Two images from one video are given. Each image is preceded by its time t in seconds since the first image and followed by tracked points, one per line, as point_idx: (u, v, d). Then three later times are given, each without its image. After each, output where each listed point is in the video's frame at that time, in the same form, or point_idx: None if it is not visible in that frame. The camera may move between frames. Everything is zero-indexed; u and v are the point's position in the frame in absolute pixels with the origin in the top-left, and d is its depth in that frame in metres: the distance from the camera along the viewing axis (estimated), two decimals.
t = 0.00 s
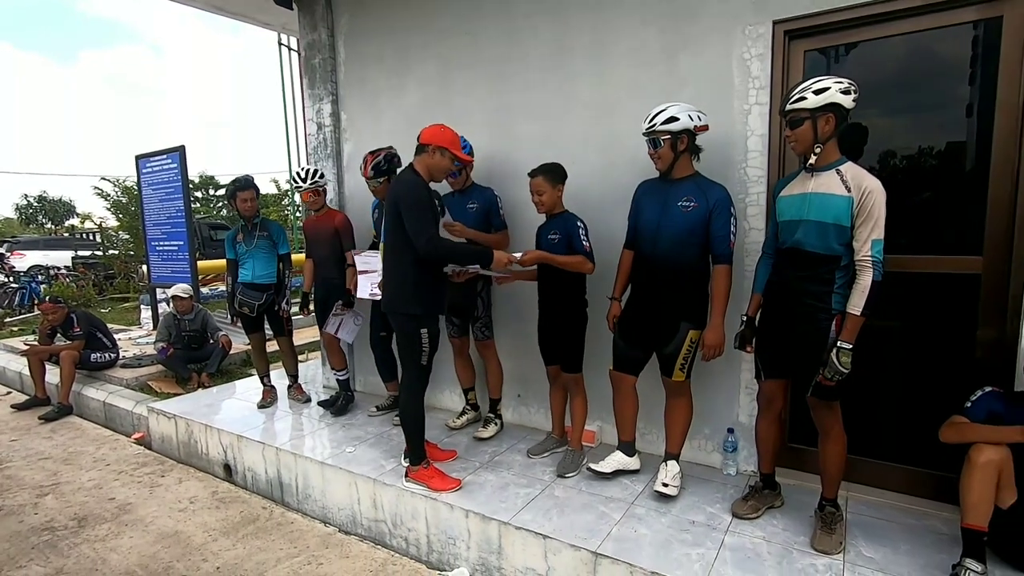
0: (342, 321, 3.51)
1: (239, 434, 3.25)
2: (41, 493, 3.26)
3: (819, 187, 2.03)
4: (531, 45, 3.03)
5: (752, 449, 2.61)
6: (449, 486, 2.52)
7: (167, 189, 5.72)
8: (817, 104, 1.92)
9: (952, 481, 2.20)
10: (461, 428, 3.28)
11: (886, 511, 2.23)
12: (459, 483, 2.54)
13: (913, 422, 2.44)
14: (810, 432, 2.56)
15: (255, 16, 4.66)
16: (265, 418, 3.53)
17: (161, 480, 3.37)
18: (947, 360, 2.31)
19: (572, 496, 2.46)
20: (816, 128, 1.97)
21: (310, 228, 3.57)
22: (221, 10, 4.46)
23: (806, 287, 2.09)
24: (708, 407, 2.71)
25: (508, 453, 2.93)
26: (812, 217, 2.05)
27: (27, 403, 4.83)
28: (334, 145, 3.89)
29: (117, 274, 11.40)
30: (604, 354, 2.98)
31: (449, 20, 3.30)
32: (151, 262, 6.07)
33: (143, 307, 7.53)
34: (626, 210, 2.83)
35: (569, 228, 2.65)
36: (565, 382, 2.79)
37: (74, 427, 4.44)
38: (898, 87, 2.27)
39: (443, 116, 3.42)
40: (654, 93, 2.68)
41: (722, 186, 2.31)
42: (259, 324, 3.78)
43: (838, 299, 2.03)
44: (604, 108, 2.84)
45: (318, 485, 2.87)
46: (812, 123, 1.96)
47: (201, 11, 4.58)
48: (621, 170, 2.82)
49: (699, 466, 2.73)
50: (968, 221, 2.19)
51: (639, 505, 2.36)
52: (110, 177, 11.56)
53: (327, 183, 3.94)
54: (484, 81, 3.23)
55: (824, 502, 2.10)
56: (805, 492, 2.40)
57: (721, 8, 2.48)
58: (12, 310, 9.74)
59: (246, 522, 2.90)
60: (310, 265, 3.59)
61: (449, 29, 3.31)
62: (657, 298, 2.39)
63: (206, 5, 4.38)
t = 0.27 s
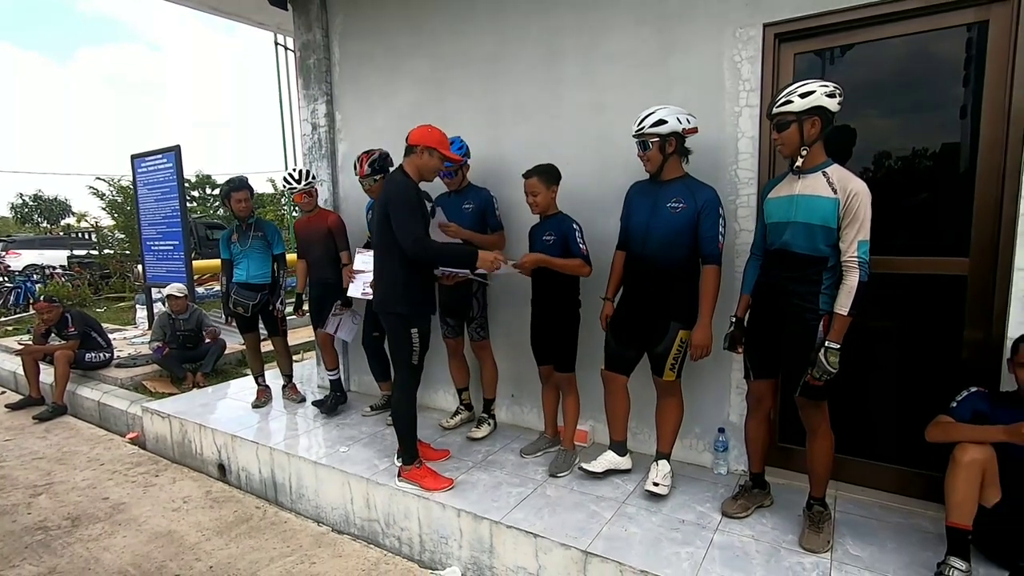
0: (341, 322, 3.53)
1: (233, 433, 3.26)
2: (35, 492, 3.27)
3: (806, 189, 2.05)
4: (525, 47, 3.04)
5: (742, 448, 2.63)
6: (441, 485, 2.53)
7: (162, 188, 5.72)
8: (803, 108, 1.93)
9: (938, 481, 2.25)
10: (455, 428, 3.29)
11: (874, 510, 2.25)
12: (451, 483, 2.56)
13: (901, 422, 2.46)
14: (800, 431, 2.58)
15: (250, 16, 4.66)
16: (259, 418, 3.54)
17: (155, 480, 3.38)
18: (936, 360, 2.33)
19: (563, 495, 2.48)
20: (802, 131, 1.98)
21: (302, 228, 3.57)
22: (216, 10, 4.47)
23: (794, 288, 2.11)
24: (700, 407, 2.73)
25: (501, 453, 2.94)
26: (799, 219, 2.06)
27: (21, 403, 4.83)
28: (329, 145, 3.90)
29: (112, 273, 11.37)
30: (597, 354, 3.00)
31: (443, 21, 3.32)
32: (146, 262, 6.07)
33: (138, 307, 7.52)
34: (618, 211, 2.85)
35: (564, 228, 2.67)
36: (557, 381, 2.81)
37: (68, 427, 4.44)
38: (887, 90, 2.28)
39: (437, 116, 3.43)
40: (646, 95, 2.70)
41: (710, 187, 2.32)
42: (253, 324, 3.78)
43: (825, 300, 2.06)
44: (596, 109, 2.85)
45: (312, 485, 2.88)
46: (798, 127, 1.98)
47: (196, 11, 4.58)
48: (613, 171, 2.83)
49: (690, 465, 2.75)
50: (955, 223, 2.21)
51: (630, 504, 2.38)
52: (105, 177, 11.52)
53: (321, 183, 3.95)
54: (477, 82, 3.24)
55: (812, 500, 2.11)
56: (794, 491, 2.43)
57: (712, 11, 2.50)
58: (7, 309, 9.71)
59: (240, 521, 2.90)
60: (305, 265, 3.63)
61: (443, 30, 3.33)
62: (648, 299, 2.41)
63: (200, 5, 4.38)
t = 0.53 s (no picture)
0: (337, 326, 3.57)
1: (228, 436, 3.26)
2: (30, 495, 3.27)
3: (796, 195, 2.06)
4: (521, 53, 3.06)
5: (736, 453, 2.63)
6: (434, 489, 2.53)
7: (161, 191, 5.73)
8: (792, 114, 1.95)
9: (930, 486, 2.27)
10: (450, 431, 3.29)
11: (866, 515, 2.25)
12: (444, 487, 2.56)
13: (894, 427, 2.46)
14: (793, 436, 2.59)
15: (250, 20, 4.69)
16: (255, 420, 3.54)
17: (151, 482, 3.38)
18: (929, 366, 2.33)
19: (557, 499, 2.48)
20: (792, 138, 2.00)
21: (297, 232, 3.58)
22: (215, 14, 4.49)
23: (785, 293, 2.11)
24: (693, 411, 2.73)
25: (496, 457, 2.95)
26: (791, 224, 2.07)
27: (19, 405, 4.83)
28: (326, 149, 3.91)
29: (112, 276, 11.37)
30: (592, 358, 3.00)
31: (439, 26, 3.34)
32: (145, 265, 6.08)
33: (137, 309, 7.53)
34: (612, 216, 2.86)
35: (563, 235, 2.68)
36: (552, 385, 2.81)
37: (65, 429, 4.45)
38: (880, 96, 2.29)
39: (433, 121, 3.45)
40: (640, 100, 2.71)
41: (701, 192, 2.34)
42: (250, 327, 3.78)
43: (816, 305, 2.05)
44: (591, 114, 2.86)
45: (306, 488, 2.89)
46: (787, 133, 1.99)
47: (195, 15, 4.61)
48: (608, 175, 2.84)
49: (684, 470, 2.75)
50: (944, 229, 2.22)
51: (622, 509, 2.38)
52: (105, 179, 11.54)
53: (318, 186, 3.97)
54: (473, 87, 3.26)
55: (804, 505, 2.12)
56: (787, 496, 2.43)
57: (705, 18, 2.52)
58: (7, 310, 9.73)
59: (234, 524, 2.91)
60: (296, 268, 3.65)
61: (440, 36, 3.34)
62: (640, 303, 2.42)
63: (200, 9, 4.40)
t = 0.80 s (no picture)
0: (327, 329, 3.52)
1: (224, 440, 3.26)
2: (26, 498, 3.27)
3: (791, 200, 2.06)
4: (518, 57, 3.07)
5: (732, 457, 2.62)
6: (429, 493, 2.53)
7: (161, 194, 5.74)
8: (787, 119, 1.95)
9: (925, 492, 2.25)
10: (446, 435, 3.29)
11: (862, 521, 2.25)
12: (439, 491, 2.55)
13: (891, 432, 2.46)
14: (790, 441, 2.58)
15: (250, 25, 4.70)
16: (252, 424, 3.54)
17: (147, 486, 3.38)
18: (925, 371, 2.33)
19: (552, 503, 2.48)
20: (787, 142, 2.00)
21: (294, 235, 3.58)
22: (215, 18, 4.51)
23: (781, 298, 2.11)
24: (689, 416, 2.73)
25: (492, 461, 2.94)
26: (786, 229, 2.07)
27: (17, 407, 4.84)
28: (325, 153, 3.92)
29: (113, 278, 11.39)
30: (588, 362, 3.00)
31: (437, 31, 3.35)
32: (145, 267, 6.09)
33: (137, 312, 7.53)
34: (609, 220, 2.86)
35: (563, 242, 2.68)
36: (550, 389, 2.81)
37: (63, 432, 4.45)
38: (875, 101, 2.29)
39: (431, 125, 3.46)
40: (637, 105, 2.72)
41: (697, 197, 2.34)
42: (248, 330, 3.79)
43: (813, 309, 2.06)
44: (588, 119, 2.87)
45: (302, 492, 2.88)
46: (783, 138, 1.99)
47: (195, 18, 4.62)
48: (605, 180, 2.85)
49: (680, 475, 2.74)
50: (939, 233, 2.22)
51: (618, 514, 2.37)
52: (107, 182, 11.57)
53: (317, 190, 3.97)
54: (471, 91, 3.27)
55: (799, 511, 2.11)
56: (783, 501, 2.43)
57: (702, 23, 2.52)
58: (7, 313, 9.74)
59: (229, 528, 2.90)
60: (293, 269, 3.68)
61: (438, 40, 3.35)
62: (636, 308, 2.41)
63: (200, 13, 4.42)
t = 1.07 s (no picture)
0: (328, 334, 3.57)
1: (224, 441, 3.26)
2: (25, 499, 3.27)
3: (795, 203, 2.05)
4: (517, 60, 3.07)
5: (731, 461, 2.62)
6: (427, 496, 2.52)
7: (162, 196, 5.75)
8: (793, 121, 1.94)
9: (923, 495, 2.26)
10: (445, 437, 3.29)
11: (861, 525, 2.24)
12: (437, 494, 2.55)
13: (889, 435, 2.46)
14: (788, 444, 2.58)
15: (251, 28, 4.72)
16: (251, 426, 3.54)
17: (146, 487, 3.38)
18: (923, 375, 2.32)
19: (550, 506, 2.47)
20: (792, 145, 1.99)
21: (295, 237, 3.58)
22: (216, 21, 4.52)
23: (782, 300, 2.11)
24: (688, 420, 2.73)
25: (490, 463, 2.94)
26: (790, 231, 2.07)
27: (17, 409, 4.84)
28: (325, 155, 3.93)
29: (114, 280, 11.40)
30: (587, 365, 3.00)
31: (437, 34, 3.36)
32: (146, 269, 6.10)
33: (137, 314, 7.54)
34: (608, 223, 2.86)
35: (558, 246, 2.68)
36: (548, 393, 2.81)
37: (62, 433, 4.45)
38: (874, 104, 2.29)
39: (431, 127, 3.46)
40: (636, 108, 2.72)
41: (694, 199, 2.34)
42: (248, 332, 3.79)
43: (816, 312, 2.06)
44: (587, 122, 2.88)
45: (300, 494, 2.88)
46: (788, 140, 1.98)
47: (196, 21, 4.64)
48: (604, 182, 2.85)
49: (679, 478, 2.74)
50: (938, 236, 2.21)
51: (616, 517, 2.37)
52: (108, 184, 11.59)
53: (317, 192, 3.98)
54: (470, 94, 3.27)
55: (798, 514, 2.10)
56: (781, 504, 2.43)
57: (700, 26, 2.53)
58: (8, 314, 9.76)
59: (227, 530, 2.90)
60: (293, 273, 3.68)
61: (438, 43, 3.36)
62: (636, 311, 2.41)
63: (202, 16, 4.44)
